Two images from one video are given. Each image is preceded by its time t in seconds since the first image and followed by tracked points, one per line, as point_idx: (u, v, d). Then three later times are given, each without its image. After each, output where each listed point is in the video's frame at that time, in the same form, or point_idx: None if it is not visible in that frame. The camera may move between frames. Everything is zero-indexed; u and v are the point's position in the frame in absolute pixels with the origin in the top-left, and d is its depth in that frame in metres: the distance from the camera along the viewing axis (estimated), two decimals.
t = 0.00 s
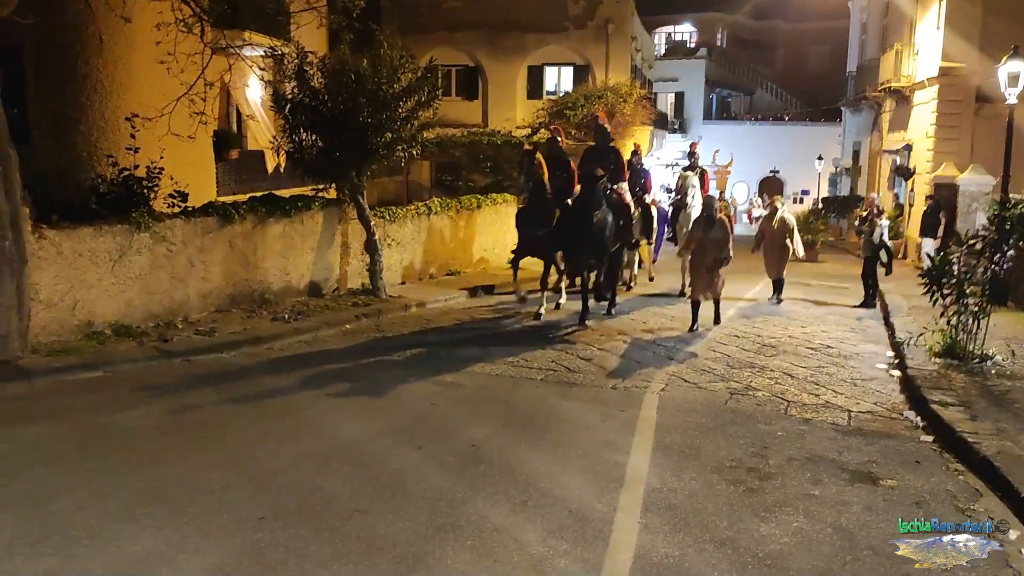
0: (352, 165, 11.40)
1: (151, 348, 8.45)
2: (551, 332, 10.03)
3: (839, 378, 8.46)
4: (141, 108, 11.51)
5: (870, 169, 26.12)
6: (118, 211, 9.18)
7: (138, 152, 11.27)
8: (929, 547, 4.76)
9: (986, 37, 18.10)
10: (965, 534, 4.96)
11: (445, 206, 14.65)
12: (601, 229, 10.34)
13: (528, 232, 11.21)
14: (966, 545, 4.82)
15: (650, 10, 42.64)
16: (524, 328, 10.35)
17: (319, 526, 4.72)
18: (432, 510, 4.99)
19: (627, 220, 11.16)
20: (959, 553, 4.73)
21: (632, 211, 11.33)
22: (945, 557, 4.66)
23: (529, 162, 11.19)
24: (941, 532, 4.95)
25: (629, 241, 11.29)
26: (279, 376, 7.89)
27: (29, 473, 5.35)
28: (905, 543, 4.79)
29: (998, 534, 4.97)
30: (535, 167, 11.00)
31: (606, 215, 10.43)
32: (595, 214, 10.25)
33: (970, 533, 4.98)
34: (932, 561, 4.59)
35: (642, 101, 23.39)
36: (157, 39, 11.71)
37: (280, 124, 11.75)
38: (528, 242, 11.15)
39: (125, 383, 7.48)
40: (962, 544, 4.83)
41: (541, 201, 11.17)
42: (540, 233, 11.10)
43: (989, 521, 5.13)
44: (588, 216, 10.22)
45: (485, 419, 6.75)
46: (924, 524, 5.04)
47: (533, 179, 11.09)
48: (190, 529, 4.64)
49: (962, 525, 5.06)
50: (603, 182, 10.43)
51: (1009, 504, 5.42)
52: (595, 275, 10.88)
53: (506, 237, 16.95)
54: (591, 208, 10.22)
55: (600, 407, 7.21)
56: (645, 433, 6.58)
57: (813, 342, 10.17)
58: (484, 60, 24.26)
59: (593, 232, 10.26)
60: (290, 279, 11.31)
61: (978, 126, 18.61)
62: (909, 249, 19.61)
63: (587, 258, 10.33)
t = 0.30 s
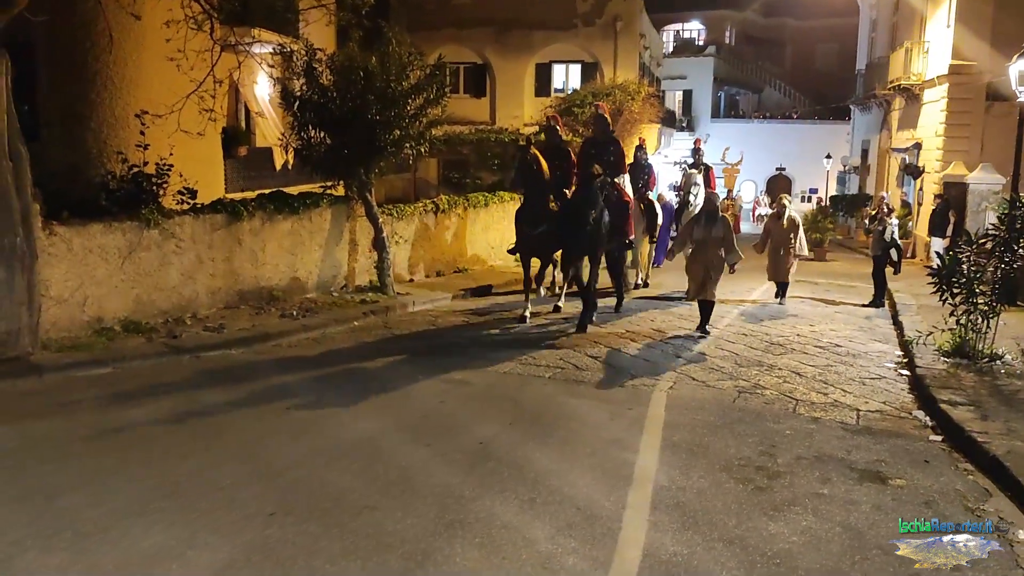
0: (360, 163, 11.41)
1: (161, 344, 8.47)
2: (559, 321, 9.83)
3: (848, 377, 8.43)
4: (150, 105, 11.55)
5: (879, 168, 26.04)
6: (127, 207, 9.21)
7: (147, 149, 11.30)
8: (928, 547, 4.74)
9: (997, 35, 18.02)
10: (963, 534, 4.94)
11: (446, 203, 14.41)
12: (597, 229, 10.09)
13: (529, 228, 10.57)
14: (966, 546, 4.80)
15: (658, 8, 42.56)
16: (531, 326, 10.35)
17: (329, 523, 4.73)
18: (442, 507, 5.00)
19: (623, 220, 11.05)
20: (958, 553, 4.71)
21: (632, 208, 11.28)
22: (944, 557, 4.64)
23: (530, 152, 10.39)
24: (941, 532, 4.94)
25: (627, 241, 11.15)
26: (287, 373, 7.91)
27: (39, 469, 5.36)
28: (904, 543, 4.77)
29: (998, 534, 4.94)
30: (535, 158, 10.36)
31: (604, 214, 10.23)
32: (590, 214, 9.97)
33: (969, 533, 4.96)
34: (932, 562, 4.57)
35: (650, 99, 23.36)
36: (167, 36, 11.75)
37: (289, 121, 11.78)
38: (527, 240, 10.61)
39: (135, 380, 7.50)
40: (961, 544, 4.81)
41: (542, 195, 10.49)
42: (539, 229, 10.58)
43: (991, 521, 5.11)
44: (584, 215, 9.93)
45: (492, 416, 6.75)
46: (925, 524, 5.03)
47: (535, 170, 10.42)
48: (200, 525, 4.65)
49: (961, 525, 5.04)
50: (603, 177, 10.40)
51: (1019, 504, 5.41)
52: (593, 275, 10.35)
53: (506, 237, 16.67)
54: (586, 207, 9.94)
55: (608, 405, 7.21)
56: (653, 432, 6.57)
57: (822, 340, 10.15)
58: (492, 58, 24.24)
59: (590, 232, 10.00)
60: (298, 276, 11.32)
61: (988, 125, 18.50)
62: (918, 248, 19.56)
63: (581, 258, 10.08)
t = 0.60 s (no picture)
0: (367, 162, 11.43)
1: (168, 343, 8.50)
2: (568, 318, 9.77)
3: (854, 378, 8.42)
4: (158, 105, 11.59)
5: (886, 168, 26.00)
6: (135, 207, 9.24)
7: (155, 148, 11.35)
8: (928, 548, 4.74)
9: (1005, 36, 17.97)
10: (963, 534, 4.94)
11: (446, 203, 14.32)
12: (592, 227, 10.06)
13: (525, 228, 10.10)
14: (966, 546, 4.80)
15: (664, 8, 42.53)
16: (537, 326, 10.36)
17: (336, 522, 4.74)
18: (448, 506, 5.01)
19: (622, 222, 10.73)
20: (958, 553, 4.71)
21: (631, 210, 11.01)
22: (944, 557, 4.64)
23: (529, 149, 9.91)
24: (941, 533, 4.94)
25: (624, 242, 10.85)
26: (294, 373, 7.93)
27: (49, 467, 5.39)
28: (904, 543, 4.78)
29: (1003, 535, 4.93)
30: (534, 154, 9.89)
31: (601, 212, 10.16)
32: (586, 212, 9.88)
33: (969, 533, 4.96)
34: (931, 562, 4.57)
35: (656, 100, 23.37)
36: (174, 36, 11.79)
37: (295, 121, 11.81)
38: (522, 240, 10.16)
39: (143, 378, 7.53)
40: (962, 544, 4.81)
41: (539, 194, 10.07)
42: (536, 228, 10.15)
43: (996, 522, 5.11)
44: (581, 213, 9.88)
45: (499, 416, 6.75)
46: (925, 524, 5.04)
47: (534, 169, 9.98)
48: (207, 524, 4.67)
49: (962, 526, 5.04)
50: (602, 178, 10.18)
51: None
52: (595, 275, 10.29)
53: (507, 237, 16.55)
54: (582, 205, 9.86)
55: (615, 405, 7.21)
56: (659, 432, 6.57)
57: (829, 341, 10.14)
58: (498, 58, 24.26)
59: (585, 229, 9.99)
60: (305, 275, 11.35)
61: (995, 125, 18.44)
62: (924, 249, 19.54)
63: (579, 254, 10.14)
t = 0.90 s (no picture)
0: (373, 166, 11.44)
1: (175, 347, 8.52)
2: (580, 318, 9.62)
3: (861, 382, 8.39)
4: (164, 109, 11.62)
5: (892, 172, 25.96)
6: (141, 210, 9.24)
7: (161, 153, 11.39)
8: (928, 548, 4.77)
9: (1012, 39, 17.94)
10: (963, 534, 4.98)
11: (447, 206, 14.20)
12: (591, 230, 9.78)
13: (523, 234, 9.77)
14: (966, 546, 4.83)
15: (670, 11, 42.54)
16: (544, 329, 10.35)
17: (343, 526, 4.74)
18: (454, 510, 5.01)
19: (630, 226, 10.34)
20: (958, 553, 4.74)
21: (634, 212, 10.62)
22: (944, 558, 4.67)
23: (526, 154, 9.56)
24: (941, 533, 4.98)
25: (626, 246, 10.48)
26: (300, 376, 7.93)
27: (58, 469, 5.41)
28: (904, 543, 4.81)
29: (1009, 539, 4.93)
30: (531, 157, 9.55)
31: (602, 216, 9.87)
32: (584, 213, 9.63)
33: (969, 533, 5.00)
34: (931, 562, 4.60)
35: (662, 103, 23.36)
36: (181, 40, 11.84)
37: (302, 125, 11.85)
38: (521, 247, 9.84)
39: (150, 382, 7.54)
40: (961, 544, 4.84)
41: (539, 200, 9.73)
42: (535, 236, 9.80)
43: (1003, 525, 5.10)
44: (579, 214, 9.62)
45: (506, 420, 6.74)
46: (924, 524, 5.08)
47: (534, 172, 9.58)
48: (215, 527, 4.68)
49: (961, 526, 5.08)
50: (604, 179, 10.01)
51: None
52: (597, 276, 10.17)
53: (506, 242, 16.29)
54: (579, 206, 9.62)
55: (621, 409, 7.21)
56: (666, 435, 6.57)
57: (836, 345, 10.13)
58: (503, 62, 24.28)
59: (582, 231, 9.71)
60: (311, 279, 11.36)
61: (1002, 128, 18.39)
62: (930, 252, 19.49)
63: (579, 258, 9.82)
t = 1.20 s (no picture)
0: (379, 173, 11.46)
1: (182, 354, 8.54)
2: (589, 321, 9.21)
3: (868, 387, 8.36)
4: (171, 117, 11.67)
5: (898, 176, 25.90)
6: (148, 218, 9.25)
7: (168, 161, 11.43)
8: (927, 546, 4.83)
9: (1018, 43, 17.90)
10: (962, 532, 5.04)
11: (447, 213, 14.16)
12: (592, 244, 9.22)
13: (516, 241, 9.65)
14: (964, 543, 4.89)
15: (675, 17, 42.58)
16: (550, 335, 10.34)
17: (349, 533, 4.74)
18: (461, 517, 5.01)
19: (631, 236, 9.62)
20: (956, 551, 4.80)
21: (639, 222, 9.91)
22: (942, 555, 4.74)
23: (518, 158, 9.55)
24: (940, 531, 5.04)
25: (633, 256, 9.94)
26: (307, 383, 7.94)
27: (67, 477, 5.43)
28: (903, 542, 4.86)
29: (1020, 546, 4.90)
30: (520, 164, 9.53)
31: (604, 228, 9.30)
32: (580, 225, 9.20)
33: (967, 531, 5.06)
34: (930, 561, 4.66)
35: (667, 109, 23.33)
36: (187, 49, 11.91)
37: (308, 133, 11.89)
38: (518, 257, 9.74)
39: (157, 390, 7.56)
40: (959, 542, 4.90)
41: (533, 206, 9.58)
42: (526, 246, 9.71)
43: (1012, 531, 5.07)
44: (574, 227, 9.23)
45: (513, 427, 6.73)
46: (924, 524, 5.14)
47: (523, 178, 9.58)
48: (222, 535, 4.68)
49: (961, 524, 5.13)
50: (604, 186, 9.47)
51: None
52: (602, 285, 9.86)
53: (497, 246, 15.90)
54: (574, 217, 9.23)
55: (627, 415, 7.20)
56: (672, 442, 6.56)
57: (843, 350, 10.10)
58: (509, 68, 24.34)
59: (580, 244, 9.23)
60: (317, 286, 11.38)
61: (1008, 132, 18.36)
62: (938, 256, 19.43)
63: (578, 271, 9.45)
